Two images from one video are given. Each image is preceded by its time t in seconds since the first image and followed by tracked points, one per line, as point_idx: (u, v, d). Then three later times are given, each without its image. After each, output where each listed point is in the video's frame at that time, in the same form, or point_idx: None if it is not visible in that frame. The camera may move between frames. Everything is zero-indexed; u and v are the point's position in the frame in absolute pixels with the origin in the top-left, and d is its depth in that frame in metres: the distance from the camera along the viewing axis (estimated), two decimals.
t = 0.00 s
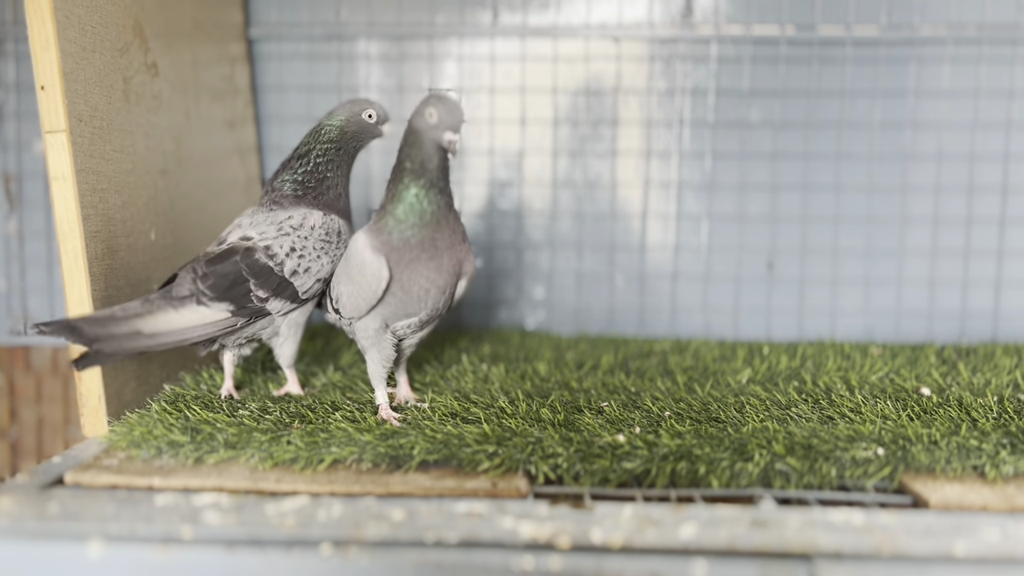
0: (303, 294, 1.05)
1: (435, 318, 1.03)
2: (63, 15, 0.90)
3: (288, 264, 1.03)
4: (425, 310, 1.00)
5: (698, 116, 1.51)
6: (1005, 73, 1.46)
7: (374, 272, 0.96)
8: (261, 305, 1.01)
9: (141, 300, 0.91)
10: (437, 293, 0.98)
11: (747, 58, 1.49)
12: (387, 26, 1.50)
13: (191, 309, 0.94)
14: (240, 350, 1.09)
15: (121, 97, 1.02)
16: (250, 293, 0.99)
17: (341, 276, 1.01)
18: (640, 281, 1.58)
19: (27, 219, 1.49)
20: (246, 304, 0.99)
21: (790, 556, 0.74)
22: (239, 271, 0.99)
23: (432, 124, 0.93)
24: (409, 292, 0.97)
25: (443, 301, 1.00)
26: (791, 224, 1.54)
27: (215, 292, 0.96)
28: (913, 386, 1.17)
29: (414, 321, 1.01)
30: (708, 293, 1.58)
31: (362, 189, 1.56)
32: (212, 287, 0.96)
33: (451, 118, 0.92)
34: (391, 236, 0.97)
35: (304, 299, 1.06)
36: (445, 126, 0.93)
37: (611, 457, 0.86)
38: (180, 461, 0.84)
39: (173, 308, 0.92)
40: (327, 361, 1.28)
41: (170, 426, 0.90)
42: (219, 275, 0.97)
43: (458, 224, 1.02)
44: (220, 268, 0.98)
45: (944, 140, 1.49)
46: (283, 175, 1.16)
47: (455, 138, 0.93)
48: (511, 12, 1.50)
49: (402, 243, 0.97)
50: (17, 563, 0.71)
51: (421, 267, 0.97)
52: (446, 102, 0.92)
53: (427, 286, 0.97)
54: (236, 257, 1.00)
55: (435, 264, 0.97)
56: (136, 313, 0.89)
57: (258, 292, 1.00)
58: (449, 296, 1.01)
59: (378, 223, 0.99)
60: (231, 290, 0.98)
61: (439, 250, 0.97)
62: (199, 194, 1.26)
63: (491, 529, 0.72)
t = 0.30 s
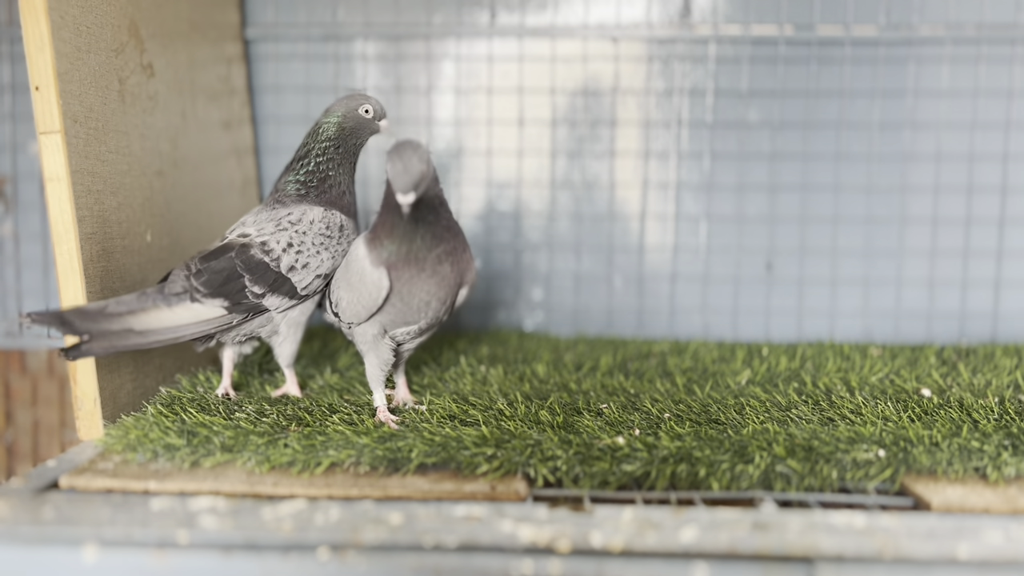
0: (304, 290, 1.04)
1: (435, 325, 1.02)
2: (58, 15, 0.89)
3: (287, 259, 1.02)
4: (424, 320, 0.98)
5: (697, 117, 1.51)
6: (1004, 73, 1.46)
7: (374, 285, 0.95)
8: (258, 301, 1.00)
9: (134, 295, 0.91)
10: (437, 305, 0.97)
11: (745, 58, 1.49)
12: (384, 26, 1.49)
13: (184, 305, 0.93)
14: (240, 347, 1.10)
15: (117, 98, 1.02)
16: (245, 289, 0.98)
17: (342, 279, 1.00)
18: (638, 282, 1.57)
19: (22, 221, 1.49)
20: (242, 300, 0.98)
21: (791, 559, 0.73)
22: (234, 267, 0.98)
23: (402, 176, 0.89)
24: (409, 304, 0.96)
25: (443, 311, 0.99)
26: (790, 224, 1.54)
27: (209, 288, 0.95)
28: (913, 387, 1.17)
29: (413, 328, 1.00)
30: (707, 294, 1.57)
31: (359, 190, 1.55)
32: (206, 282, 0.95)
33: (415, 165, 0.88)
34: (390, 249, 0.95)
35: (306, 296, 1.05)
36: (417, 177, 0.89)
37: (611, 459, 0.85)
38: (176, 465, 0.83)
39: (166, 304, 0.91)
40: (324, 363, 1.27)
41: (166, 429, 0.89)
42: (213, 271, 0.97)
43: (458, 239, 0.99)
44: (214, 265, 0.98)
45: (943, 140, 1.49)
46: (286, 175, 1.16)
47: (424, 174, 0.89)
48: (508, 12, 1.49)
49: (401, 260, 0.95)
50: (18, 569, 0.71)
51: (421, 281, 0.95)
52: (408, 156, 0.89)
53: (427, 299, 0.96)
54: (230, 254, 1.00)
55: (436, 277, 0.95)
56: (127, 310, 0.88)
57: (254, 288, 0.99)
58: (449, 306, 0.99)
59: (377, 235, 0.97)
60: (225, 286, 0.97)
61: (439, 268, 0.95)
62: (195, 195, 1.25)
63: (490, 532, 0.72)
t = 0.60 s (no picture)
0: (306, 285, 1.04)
1: (425, 331, 1.01)
2: (49, 14, 0.88)
3: (285, 253, 1.03)
4: (409, 326, 0.97)
5: (691, 116, 1.51)
6: (998, 72, 1.46)
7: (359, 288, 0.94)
8: (257, 298, 1.00)
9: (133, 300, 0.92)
10: (422, 313, 0.96)
11: (740, 58, 1.49)
12: (379, 26, 1.49)
13: (185, 309, 0.94)
14: (240, 342, 1.10)
15: (109, 97, 1.01)
16: (243, 287, 0.99)
17: (330, 282, 0.99)
18: (634, 282, 1.57)
19: (15, 221, 1.48)
20: (241, 299, 0.99)
21: (784, 557, 0.73)
22: (231, 266, 0.99)
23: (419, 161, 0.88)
24: (393, 310, 0.95)
25: (429, 319, 0.97)
26: (785, 223, 1.54)
27: (207, 289, 0.96)
28: (908, 385, 1.17)
29: (400, 334, 0.98)
30: (702, 294, 1.57)
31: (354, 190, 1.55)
32: (204, 283, 0.97)
33: (434, 150, 0.88)
34: (379, 252, 0.94)
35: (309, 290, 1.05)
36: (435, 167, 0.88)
37: (605, 458, 0.85)
38: (168, 465, 0.83)
39: (166, 310, 0.92)
40: (318, 363, 1.27)
41: (158, 429, 0.89)
42: (210, 272, 0.98)
43: (452, 252, 0.97)
44: (212, 266, 0.99)
45: (938, 139, 1.49)
46: (286, 172, 1.16)
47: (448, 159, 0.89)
48: (503, 12, 1.49)
49: (386, 264, 0.94)
50: (9, 570, 0.70)
51: (406, 288, 0.94)
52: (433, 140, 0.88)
53: (411, 306, 0.94)
54: (227, 253, 1.01)
55: (421, 286, 0.94)
56: (126, 317, 0.89)
57: (252, 286, 1.00)
58: (435, 315, 0.98)
59: (368, 235, 0.96)
60: (223, 286, 0.98)
61: (425, 277, 0.94)
62: (189, 194, 1.25)
63: (483, 531, 0.71)
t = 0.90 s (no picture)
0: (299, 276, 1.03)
1: (415, 328, 1.00)
2: (37, 15, 0.89)
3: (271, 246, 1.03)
4: (398, 321, 0.97)
5: (682, 116, 1.52)
6: (986, 72, 1.47)
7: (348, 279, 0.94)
8: (248, 292, 1.01)
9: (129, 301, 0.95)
10: (412, 307, 0.95)
11: (730, 58, 1.49)
12: (370, 27, 1.50)
13: (180, 311, 0.97)
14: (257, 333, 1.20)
15: (97, 98, 1.02)
16: (230, 283, 1.00)
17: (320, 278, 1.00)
18: (624, 282, 1.58)
19: (7, 223, 1.48)
20: (230, 294, 1.00)
21: (766, 555, 0.74)
22: (220, 264, 1.01)
23: (414, 142, 0.89)
24: (382, 303, 0.95)
25: (418, 314, 0.97)
26: (775, 223, 1.55)
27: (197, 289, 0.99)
28: (895, 384, 1.17)
29: (390, 329, 0.98)
30: (693, 293, 1.58)
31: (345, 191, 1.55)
32: (195, 283, 1.00)
33: (433, 128, 0.89)
34: (369, 243, 0.94)
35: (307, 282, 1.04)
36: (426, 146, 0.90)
37: (591, 457, 0.86)
38: (156, 464, 0.83)
39: (161, 311, 0.96)
40: (308, 363, 1.27)
41: (146, 429, 0.89)
42: (199, 272, 1.01)
43: (444, 241, 0.97)
44: (202, 266, 1.02)
45: (927, 139, 1.50)
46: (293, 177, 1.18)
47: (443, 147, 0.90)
48: (494, 13, 1.50)
49: (377, 255, 0.94)
50: None
51: (394, 281, 0.93)
52: (425, 114, 0.90)
53: (399, 300, 0.94)
54: (217, 253, 1.03)
55: (409, 279, 0.93)
56: (121, 321, 0.92)
57: (240, 281, 1.01)
58: (425, 310, 0.97)
59: (359, 227, 0.96)
60: (211, 283, 1.00)
61: (417, 267, 0.93)
62: (179, 195, 1.25)
63: (468, 530, 0.72)
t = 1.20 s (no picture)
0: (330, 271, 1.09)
1: (440, 324, 1.01)
2: (25, 17, 0.89)
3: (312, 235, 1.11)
4: (426, 314, 0.97)
5: (671, 117, 1.52)
6: (974, 72, 1.48)
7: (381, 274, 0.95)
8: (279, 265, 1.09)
9: (169, 247, 1.07)
10: (441, 297, 0.96)
11: (719, 58, 1.50)
12: (362, 27, 1.50)
13: (209, 263, 1.06)
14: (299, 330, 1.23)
15: (87, 100, 1.02)
16: (266, 254, 1.10)
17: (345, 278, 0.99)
18: (615, 281, 1.59)
19: None
20: (261, 263, 1.09)
21: (748, 552, 0.74)
22: (263, 236, 1.12)
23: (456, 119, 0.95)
24: (411, 294, 0.95)
25: (446, 307, 0.97)
26: (764, 223, 1.55)
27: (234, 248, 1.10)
28: (882, 382, 1.18)
29: (416, 325, 0.98)
30: (683, 292, 1.59)
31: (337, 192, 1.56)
32: (235, 244, 1.10)
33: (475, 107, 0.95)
34: (397, 234, 0.95)
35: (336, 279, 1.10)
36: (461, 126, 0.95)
37: (578, 455, 0.87)
38: (144, 464, 0.84)
39: (191, 259, 1.06)
40: (299, 364, 1.28)
41: (135, 428, 0.90)
42: (244, 237, 1.12)
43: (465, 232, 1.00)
44: (247, 233, 1.13)
45: (915, 139, 1.51)
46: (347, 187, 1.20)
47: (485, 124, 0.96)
48: (484, 13, 1.50)
49: (407, 245, 0.95)
50: None
51: (423, 270, 0.95)
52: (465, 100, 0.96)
53: (428, 289, 0.95)
54: (265, 227, 1.14)
55: (438, 267, 0.95)
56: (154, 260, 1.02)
57: (275, 256, 1.10)
58: (453, 303, 0.98)
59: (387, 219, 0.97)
60: (249, 248, 1.10)
61: (446, 254, 0.95)
62: (170, 197, 1.26)
63: (452, 528, 0.73)
